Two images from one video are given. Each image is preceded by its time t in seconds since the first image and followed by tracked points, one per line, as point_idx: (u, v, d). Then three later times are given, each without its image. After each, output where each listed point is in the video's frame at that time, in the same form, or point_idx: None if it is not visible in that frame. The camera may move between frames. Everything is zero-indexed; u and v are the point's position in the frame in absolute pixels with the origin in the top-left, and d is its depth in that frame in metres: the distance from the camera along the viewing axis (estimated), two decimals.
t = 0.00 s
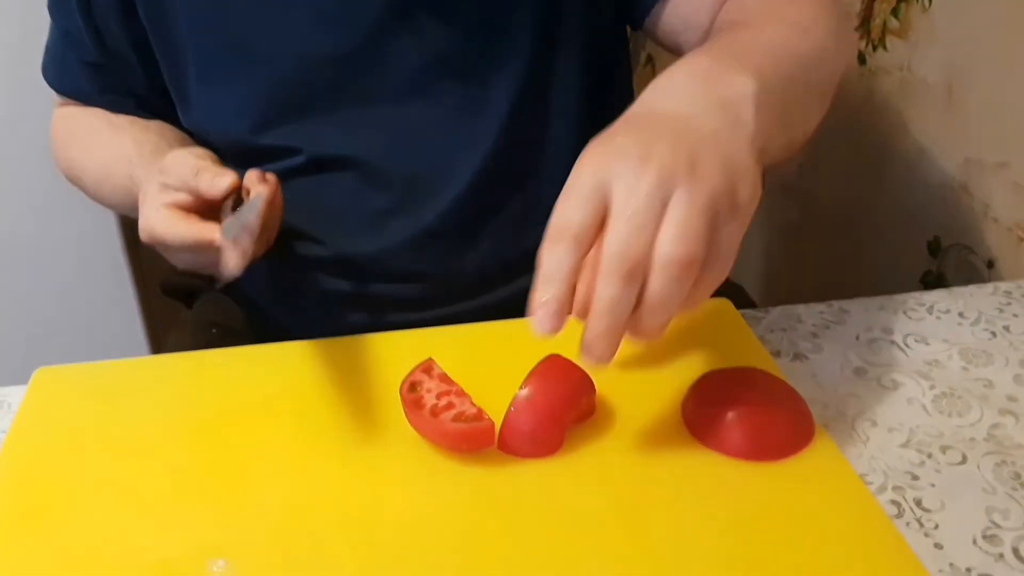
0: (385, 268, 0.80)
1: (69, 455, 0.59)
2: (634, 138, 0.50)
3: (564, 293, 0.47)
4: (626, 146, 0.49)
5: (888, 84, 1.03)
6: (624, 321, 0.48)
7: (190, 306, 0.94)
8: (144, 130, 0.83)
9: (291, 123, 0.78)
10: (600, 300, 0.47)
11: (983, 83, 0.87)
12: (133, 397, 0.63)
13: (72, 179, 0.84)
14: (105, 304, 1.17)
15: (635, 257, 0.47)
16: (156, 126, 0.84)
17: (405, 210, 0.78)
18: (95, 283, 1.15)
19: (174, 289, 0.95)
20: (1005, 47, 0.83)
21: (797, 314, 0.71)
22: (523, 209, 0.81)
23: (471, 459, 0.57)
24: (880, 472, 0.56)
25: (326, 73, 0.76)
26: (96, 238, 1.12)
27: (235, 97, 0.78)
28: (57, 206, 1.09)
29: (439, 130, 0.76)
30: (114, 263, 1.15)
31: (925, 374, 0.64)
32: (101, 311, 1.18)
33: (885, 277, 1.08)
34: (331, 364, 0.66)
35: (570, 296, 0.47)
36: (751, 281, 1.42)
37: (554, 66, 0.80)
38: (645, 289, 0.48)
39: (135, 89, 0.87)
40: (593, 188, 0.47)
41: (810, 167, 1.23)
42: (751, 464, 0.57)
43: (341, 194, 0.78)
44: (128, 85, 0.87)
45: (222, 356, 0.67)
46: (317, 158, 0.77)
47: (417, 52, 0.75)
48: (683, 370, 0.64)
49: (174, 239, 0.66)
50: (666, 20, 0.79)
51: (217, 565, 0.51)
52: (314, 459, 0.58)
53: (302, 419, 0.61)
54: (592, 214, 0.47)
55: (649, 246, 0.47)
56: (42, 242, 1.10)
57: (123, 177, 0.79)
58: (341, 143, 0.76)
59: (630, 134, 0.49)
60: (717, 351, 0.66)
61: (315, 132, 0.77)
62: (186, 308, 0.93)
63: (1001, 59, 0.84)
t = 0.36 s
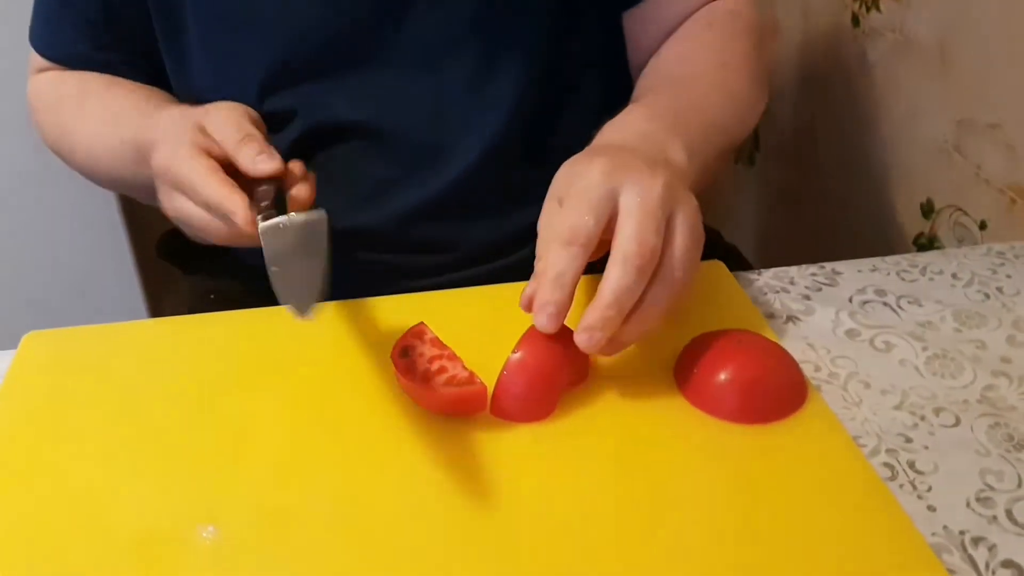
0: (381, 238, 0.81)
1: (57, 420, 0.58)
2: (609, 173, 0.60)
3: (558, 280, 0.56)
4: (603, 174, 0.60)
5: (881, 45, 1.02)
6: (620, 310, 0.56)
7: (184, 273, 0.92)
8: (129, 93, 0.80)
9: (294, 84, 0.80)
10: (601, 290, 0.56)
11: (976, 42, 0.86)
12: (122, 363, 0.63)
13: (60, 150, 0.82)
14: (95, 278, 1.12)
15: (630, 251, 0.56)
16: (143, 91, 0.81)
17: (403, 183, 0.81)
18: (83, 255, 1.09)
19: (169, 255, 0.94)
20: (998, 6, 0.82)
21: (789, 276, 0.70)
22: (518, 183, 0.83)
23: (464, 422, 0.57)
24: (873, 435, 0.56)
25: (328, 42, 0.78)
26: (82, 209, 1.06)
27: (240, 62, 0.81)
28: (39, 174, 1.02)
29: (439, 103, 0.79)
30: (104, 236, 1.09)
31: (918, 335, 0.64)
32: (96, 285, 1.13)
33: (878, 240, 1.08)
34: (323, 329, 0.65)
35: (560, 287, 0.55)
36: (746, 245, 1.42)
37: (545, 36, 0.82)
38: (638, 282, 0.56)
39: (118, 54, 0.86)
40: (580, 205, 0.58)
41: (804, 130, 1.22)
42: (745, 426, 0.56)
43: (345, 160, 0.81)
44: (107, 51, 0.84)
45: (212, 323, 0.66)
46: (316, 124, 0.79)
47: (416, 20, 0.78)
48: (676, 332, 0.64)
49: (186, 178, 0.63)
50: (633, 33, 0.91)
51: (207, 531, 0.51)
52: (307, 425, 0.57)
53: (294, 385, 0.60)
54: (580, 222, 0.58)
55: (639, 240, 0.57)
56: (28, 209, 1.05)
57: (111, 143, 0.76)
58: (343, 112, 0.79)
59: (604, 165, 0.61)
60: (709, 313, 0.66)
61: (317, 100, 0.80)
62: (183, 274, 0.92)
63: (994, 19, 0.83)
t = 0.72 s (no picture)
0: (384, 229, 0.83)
1: (44, 407, 0.58)
2: (621, 156, 0.62)
3: (575, 251, 0.57)
4: (616, 155, 0.62)
5: (874, 28, 1.02)
6: (624, 282, 0.58)
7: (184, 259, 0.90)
8: (125, 57, 0.76)
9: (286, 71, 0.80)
10: (608, 261, 0.58)
11: (970, 24, 0.85)
12: (110, 349, 0.62)
13: (49, 112, 0.77)
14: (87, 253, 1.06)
15: (638, 228, 0.58)
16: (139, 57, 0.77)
17: (406, 176, 0.82)
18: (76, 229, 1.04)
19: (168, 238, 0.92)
20: None
21: (782, 260, 0.70)
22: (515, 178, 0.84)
23: (456, 409, 0.57)
24: (866, 419, 0.56)
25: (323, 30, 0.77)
26: (72, 177, 1.00)
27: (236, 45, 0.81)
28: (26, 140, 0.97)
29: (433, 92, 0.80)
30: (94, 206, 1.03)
31: (910, 319, 0.64)
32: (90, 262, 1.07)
33: (871, 223, 1.08)
34: (314, 315, 0.64)
35: (577, 258, 0.57)
36: (740, 228, 1.41)
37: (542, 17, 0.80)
38: (643, 257, 0.58)
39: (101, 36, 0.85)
40: (595, 182, 0.60)
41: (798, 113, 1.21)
42: (737, 410, 0.56)
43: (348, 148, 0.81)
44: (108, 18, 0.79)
45: (201, 309, 0.65)
46: (318, 115, 0.80)
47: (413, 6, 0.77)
48: (667, 316, 0.64)
49: (184, 41, 0.57)
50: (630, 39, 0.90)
51: (196, 519, 0.50)
52: (297, 411, 0.57)
53: (284, 371, 0.60)
54: (598, 196, 0.59)
55: (648, 218, 0.58)
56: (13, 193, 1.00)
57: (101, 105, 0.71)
58: (341, 103, 0.80)
59: (616, 147, 0.62)
60: (702, 297, 0.66)
61: (313, 88, 0.80)
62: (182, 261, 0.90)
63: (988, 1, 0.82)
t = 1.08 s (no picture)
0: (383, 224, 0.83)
1: (33, 409, 0.57)
2: (624, 170, 0.62)
3: (577, 262, 0.57)
4: (619, 168, 0.62)
5: (868, 27, 1.02)
6: (622, 297, 0.57)
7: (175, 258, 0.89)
8: (121, 44, 0.76)
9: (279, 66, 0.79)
10: (607, 275, 0.57)
11: (964, 23, 0.85)
12: (100, 350, 0.61)
13: (34, 92, 0.76)
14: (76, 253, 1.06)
15: (638, 243, 0.58)
16: (135, 45, 0.77)
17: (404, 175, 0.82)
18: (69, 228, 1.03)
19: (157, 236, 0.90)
20: None
21: (775, 259, 0.70)
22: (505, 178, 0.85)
23: (448, 410, 0.56)
24: (860, 419, 0.56)
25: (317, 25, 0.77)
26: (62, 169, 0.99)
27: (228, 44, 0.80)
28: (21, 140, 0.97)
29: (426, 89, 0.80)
30: (86, 205, 1.03)
31: (904, 319, 0.63)
32: (82, 261, 1.07)
33: (864, 222, 1.08)
34: (305, 316, 0.64)
35: (579, 269, 0.57)
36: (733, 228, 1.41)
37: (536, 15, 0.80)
38: (641, 272, 0.58)
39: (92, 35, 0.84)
40: (599, 193, 0.60)
41: (793, 111, 1.21)
42: (731, 411, 0.56)
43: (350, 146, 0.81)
44: (102, 4, 0.78)
45: (192, 310, 0.65)
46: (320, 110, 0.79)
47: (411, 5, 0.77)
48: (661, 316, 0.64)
49: (231, 29, 0.58)
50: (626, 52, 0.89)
51: (186, 522, 0.50)
52: (288, 412, 0.56)
53: (275, 372, 0.59)
54: (601, 208, 0.59)
55: (647, 234, 0.58)
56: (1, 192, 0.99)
57: (98, 85, 0.71)
58: (338, 96, 0.79)
59: (619, 160, 0.63)
60: (697, 295, 0.66)
61: (309, 84, 0.79)
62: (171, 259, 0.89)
63: None
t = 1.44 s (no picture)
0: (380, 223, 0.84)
1: (25, 412, 0.57)
2: (621, 176, 0.62)
3: (575, 270, 0.57)
4: (617, 173, 0.62)
5: (864, 26, 1.01)
6: (620, 307, 0.57)
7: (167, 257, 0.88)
8: (118, 37, 0.75)
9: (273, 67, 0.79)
10: (605, 283, 0.57)
11: (960, 22, 0.85)
12: (92, 352, 0.61)
13: (31, 83, 0.76)
14: (67, 250, 1.05)
15: (635, 251, 0.58)
16: (133, 39, 0.77)
17: (400, 177, 0.82)
18: (60, 224, 1.03)
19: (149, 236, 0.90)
20: None
21: (771, 259, 0.70)
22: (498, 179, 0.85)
23: (442, 411, 0.56)
24: (856, 420, 0.56)
25: (313, 23, 0.77)
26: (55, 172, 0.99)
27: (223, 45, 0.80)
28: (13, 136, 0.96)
29: (420, 89, 0.79)
30: (77, 202, 1.02)
31: (900, 319, 0.63)
32: (73, 258, 1.06)
33: (859, 222, 1.08)
34: (300, 317, 0.64)
35: (577, 277, 0.57)
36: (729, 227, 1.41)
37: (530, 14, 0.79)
38: (639, 281, 0.57)
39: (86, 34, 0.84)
40: (596, 200, 0.60)
41: (789, 111, 1.21)
42: (727, 411, 0.56)
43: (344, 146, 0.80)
44: None
45: (185, 311, 0.65)
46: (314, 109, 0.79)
47: (407, 4, 0.76)
48: (658, 317, 0.64)
49: (229, 37, 0.57)
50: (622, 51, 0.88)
51: (179, 525, 0.50)
52: (282, 414, 0.56)
53: (269, 373, 0.59)
54: (598, 215, 0.59)
55: (644, 242, 0.58)
56: None
57: (95, 80, 0.71)
58: (333, 94, 0.79)
59: (617, 166, 0.63)
60: (693, 295, 0.65)
61: (304, 83, 0.79)
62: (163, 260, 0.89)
63: None
